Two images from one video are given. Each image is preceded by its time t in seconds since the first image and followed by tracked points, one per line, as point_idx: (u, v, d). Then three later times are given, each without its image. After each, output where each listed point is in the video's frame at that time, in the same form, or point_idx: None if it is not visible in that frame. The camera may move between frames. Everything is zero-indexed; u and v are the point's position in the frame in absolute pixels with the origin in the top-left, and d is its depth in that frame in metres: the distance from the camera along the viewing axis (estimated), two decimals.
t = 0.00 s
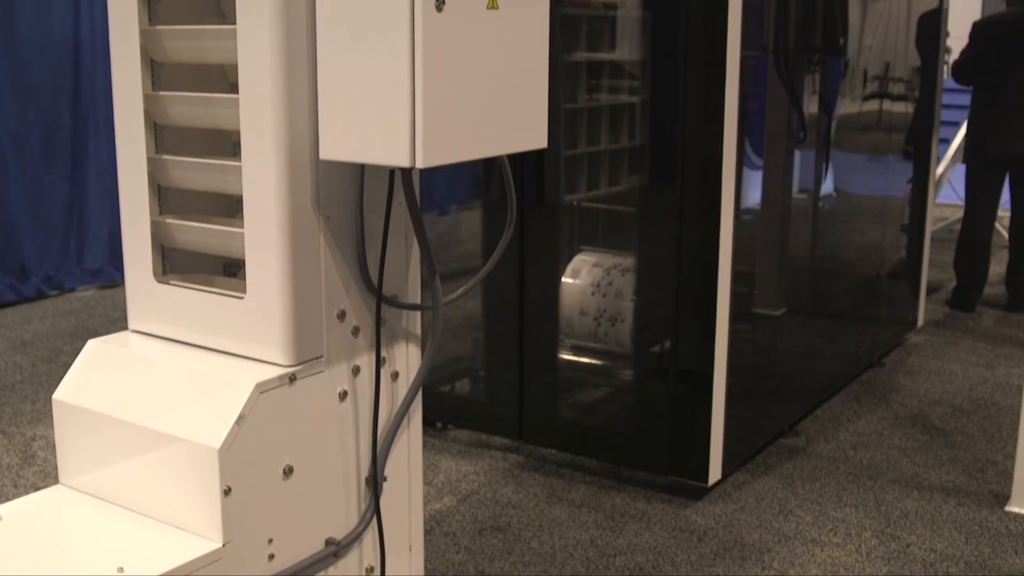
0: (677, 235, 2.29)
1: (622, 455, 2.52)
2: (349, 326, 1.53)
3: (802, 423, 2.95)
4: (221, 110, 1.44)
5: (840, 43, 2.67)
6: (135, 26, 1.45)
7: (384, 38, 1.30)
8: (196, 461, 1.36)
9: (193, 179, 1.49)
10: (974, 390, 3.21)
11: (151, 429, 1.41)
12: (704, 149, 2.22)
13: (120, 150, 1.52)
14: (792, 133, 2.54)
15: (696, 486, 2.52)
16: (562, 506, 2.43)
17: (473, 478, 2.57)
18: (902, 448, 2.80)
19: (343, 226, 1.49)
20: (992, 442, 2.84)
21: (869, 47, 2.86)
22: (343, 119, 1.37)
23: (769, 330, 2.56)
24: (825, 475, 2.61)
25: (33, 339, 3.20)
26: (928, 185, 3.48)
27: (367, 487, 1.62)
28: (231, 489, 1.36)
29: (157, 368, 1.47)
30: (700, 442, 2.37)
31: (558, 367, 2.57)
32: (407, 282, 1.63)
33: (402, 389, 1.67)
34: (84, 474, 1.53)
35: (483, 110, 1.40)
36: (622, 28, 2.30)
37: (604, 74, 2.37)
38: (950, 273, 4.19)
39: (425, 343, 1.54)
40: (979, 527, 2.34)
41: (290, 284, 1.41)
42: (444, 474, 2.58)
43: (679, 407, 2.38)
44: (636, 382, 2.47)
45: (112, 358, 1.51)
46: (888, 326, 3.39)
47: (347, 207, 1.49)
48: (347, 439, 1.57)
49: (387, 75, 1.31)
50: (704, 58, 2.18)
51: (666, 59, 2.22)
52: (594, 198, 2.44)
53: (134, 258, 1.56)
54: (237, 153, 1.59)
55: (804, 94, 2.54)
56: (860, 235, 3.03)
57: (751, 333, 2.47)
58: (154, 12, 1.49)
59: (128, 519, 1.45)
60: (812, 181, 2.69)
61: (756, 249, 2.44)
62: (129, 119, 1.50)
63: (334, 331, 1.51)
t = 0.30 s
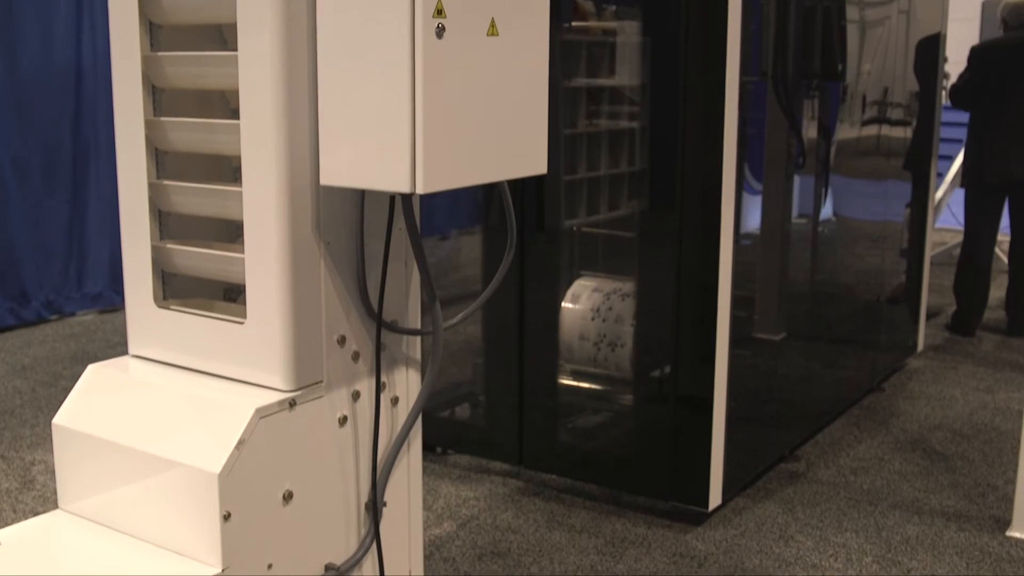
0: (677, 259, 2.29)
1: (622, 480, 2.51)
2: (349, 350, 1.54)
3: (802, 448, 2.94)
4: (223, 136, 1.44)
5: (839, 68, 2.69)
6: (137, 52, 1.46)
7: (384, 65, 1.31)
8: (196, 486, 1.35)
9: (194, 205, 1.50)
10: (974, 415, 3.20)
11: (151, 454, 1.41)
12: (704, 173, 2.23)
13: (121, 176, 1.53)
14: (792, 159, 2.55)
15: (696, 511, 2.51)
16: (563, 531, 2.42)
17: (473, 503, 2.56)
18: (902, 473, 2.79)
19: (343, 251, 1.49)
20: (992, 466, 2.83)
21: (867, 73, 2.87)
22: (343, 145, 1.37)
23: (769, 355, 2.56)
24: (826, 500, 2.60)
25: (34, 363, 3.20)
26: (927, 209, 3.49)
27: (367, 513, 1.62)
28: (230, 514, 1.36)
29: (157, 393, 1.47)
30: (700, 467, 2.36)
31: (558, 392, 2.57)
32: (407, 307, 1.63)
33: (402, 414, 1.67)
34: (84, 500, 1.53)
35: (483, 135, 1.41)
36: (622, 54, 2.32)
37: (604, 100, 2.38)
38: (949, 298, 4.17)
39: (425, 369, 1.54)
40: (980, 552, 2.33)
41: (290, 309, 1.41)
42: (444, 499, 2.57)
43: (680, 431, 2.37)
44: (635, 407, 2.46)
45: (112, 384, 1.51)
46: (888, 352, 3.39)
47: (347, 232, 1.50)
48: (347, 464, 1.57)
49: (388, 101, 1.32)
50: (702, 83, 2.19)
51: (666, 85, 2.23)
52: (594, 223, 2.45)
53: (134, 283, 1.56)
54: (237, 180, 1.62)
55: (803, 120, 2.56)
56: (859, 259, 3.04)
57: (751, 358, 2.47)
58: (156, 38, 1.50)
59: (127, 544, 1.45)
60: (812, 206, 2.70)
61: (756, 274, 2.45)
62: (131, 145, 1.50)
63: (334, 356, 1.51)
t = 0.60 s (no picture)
0: (676, 287, 2.30)
1: (622, 509, 2.50)
2: (349, 379, 1.54)
3: (803, 477, 2.93)
4: (224, 166, 1.45)
5: (838, 97, 2.71)
6: (139, 81, 1.47)
7: (384, 95, 1.32)
8: (196, 515, 1.35)
9: (194, 233, 1.50)
10: (975, 443, 3.20)
11: (151, 483, 1.41)
12: (704, 201, 2.24)
13: (123, 205, 1.54)
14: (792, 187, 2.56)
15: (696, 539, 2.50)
16: (563, 560, 2.41)
17: (473, 532, 2.55)
18: (903, 501, 2.78)
19: (343, 280, 1.50)
20: (993, 495, 2.82)
21: (866, 101, 2.89)
22: (344, 175, 1.38)
23: (769, 384, 2.56)
24: (827, 529, 2.59)
25: (33, 391, 3.19)
26: (926, 237, 3.50)
27: (367, 542, 1.61)
28: (230, 544, 1.35)
29: (158, 421, 1.47)
30: (700, 495, 2.36)
31: (558, 421, 2.56)
32: (407, 336, 1.64)
33: (402, 443, 1.67)
34: (84, 529, 1.52)
35: (483, 165, 1.41)
36: (621, 83, 2.33)
37: (603, 130, 2.40)
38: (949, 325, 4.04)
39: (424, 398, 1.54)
40: None
41: (291, 338, 1.41)
42: (444, 528, 2.56)
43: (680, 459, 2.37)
44: (635, 435, 2.46)
45: (112, 412, 1.51)
46: (888, 380, 3.38)
47: (347, 261, 1.50)
48: (347, 493, 1.56)
49: (388, 131, 1.32)
50: (701, 113, 2.21)
51: (665, 113, 2.24)
52: (594, 251, 2.45)
53: (135, 312, 1.56)
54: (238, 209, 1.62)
55: (803, 148, 2.57)
56: (859, 287, 3.04)
57: (751, 386, 2.47)
58: (158, 68, 1.51)
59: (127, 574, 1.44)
60: (812, 234, 2.71)
61: (756, 302, 2.45)
62: (132, 174, 1.51)
63: (334, 385, 1.51)
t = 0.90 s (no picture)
0: (676, 316, 2.30)
1: (622, 540, 2.49)
2: (349, 410, 1.54)
3: (803, 507, 2.92)
4: (224, 196, 1.46)
5: (837, 128, 2.73)
6: (140, 112, 1.49)
7: (384, 128, 1.33)
8: (195, 545, 1.34)
9: (195, 264, 1.51)
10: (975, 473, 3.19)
11: (151, 513, 1.40)
12: (704, 232, 2.25)
13: (124, 235, 1.55)
14: (791, 218, 2.57)
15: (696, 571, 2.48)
16: None
17: (473, 562, 2.54)
18: (904, 532, 2.77)
19: (343, 310, 1.50)
20: (995, 525, 2.81)
21: (864, 132, 2.90)
22: (343, 206, 1.39)
23: (769, 415, 2.56)
24: (828, 560, 2.58)
25: (33, 421, 3.19)
26: (927, 266, 3.51)
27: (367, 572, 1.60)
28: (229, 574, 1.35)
29: (159, 451, 1.46)
30: (700, 525, 2.35)
31: (558, 452, 2.56)
32: (407, 367, 1.64)
33: (402, 473, 1.67)
34: (82, 560, 1.52)
35: (483, 196, 1.42)
36: (621, 113, 2.35)
37: (603, 161, 2.41)
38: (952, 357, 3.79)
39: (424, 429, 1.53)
40: None
41: (291, 368, 1.42)
42: (444, 559, 2.54)
43: (681, 489, 2.36)
44: (635, 466, 2.45)
45: (112, 441, 1.51)
46: (888, 411, 3.38)
47: (347, 292, 1.50)
48: (347, 523, 1.56)
49: (389, 162, 1.33)
50: (699, 142, 2.23)
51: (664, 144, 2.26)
52: (594, 281, 2.46)
53: (135, 343, 1.57)
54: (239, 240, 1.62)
55: (802, 179, 2.59)
56: (859, 317, 3.05)
57: (751, 416, 2.47)
58: (159, 99, 1.52)
59: None
60: (811, 264, 2.71)
61: (756, 332, 2.46)
62: (134, 205, 1.52)
63: (334, 416, 1.51)
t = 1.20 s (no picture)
0: (676, 356, 2.31)
1: None
2: (349, 450, 1.53)
3: (803, 548, 2.88)
4: (225, 237, 1.47)
5: (835, 168, 2.75)
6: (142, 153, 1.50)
7: (384, 169, 1.34)
8: None
9: (196, 304, 1.52)
10: (977, 513, 3.17)
11: (151, 555, 1.39)
12: (704, 272, 2.25)
13: (125, 276, 1.55)
14: (790, 258, 2.58)
15: None
16: None
17: None
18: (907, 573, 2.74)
19: (343, 350, 1.50)
20: (998, 567, 2.79)
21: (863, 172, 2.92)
22: (343, 247, 1.40)
23: (769, 455, 2.55)
24: None
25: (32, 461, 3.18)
26: (926, 305, 3.52)
27: None
28: None
29: (160, 492, 1.46)
30: (701, 566, 2.33)
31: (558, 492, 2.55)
32: (407, 407, 1.64)
33: (402, 514, 1.67)
34: None
35: (483, 237, 1.43)
36: (621, 154, 2.37)
37: (602, 201, 2.43)
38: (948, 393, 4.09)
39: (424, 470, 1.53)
40: None
41: (291, 409, 1.42)
42: None
43: (682, 529, 2.35)
44: (636, 507, 2.44)
45: (111, 481, 1.51)
46: (888, 450, 3.36)
47: (347, 332, 1.51)
48: (347, 565, 1.55)
49: (390, 203, 1.34)
50: (699, 182, 2.24)
51: (664, 183, 2.27)
52: (593, 320, 2.46)
53: (134, 384, 1.57)
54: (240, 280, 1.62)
55: (801, 218, 2.61)
56: (859, 356, 3.04)
57: (751, 456, 2.46)
58: (160, 140, 1.54)
59: None
60: (811, 303, 2.72)
61: (755, 371, 2.45)
62: (135, 245, 1.53)
63: (334, 456, 1.51)
